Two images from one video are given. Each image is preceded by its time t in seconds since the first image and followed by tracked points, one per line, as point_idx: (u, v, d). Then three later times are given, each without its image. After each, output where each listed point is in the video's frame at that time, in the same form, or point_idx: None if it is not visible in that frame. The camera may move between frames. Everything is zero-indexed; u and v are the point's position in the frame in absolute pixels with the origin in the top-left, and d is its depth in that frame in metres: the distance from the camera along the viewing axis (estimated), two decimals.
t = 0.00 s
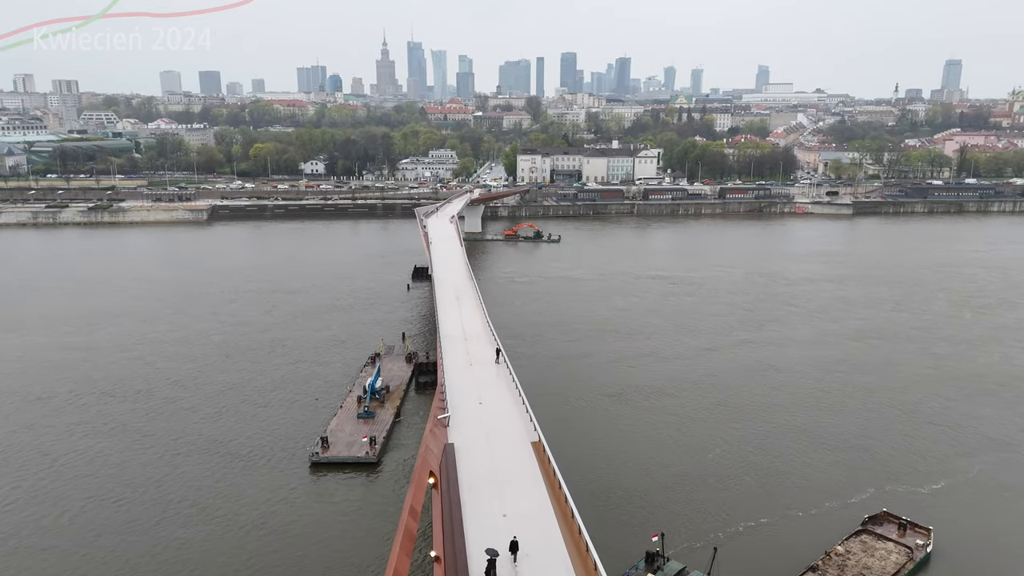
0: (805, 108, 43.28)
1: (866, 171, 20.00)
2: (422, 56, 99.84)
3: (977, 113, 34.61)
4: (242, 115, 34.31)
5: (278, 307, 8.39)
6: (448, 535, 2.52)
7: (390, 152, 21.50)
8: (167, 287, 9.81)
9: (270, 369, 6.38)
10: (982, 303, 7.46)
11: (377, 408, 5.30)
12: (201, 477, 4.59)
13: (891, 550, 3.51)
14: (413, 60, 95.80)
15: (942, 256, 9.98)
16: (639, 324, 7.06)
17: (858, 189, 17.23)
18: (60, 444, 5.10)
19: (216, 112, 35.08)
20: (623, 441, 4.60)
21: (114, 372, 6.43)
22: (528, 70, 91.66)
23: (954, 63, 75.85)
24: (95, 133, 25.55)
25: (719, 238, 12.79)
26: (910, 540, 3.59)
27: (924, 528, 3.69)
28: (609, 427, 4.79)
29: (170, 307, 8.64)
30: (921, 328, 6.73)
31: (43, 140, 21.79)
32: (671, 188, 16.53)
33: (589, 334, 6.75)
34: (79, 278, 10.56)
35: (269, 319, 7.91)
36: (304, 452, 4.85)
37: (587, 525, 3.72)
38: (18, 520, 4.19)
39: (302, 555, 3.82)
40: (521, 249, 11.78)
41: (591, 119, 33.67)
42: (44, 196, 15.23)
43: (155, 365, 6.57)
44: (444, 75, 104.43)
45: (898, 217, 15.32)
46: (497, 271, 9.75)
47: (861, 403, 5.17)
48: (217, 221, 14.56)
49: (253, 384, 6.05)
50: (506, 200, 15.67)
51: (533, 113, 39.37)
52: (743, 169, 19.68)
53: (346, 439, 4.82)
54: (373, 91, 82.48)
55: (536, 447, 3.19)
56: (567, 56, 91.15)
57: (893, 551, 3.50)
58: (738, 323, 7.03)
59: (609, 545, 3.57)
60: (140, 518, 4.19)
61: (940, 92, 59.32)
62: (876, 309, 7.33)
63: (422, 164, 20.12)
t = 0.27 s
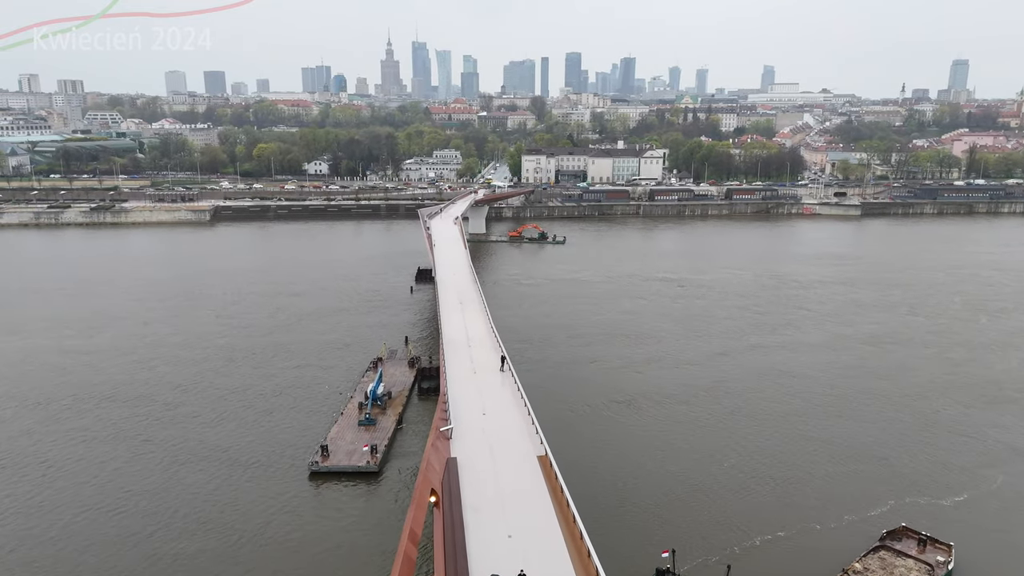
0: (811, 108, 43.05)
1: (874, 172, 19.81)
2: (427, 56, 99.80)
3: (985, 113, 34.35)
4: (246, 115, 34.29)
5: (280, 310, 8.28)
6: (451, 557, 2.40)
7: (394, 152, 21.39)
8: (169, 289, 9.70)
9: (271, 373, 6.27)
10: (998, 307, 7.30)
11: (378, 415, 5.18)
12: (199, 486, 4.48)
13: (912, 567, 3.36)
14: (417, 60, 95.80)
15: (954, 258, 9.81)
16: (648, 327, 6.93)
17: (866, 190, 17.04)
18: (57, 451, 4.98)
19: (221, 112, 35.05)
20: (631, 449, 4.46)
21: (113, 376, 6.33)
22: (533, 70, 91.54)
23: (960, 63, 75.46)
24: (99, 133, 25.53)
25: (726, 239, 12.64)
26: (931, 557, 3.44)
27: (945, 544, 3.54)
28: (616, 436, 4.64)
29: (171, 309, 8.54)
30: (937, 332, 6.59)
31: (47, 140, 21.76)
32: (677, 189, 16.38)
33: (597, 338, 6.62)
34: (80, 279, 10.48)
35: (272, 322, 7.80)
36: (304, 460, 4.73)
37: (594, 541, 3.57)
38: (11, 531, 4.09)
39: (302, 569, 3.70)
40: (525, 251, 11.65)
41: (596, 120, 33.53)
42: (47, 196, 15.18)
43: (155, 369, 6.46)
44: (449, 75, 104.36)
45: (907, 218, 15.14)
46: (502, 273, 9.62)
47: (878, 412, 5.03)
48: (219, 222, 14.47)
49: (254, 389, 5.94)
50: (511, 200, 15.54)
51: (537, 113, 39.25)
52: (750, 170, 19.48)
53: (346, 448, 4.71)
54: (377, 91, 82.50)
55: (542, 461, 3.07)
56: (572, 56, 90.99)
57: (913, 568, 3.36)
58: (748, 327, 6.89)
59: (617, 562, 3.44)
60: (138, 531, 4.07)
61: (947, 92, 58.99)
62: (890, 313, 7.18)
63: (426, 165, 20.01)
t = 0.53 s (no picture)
0: (818, 108, 42.82)
1: (883, 172, 19.62)
2: (431, 56, 99.76)
3: (994, 113, 34.09)
4: (251, 115, 34.25)
5: (283, 313, 8.18)
6: None
7: (398, 152, 21.29)
8: (171, 291, 9.60)
9: (275, 378, 6.16)
10: (1015, 311, 7.15)
11: (380, 423, 5.06)
12: (197, 496, 4.37)
13: None
14: (422, 60, 95.76)
15: (967, 260, 9.65)
16: (658, 331, 6.79)
17: (875, 191, 16.86)
18: (56, 460, 4.87)
19: (225, 112, 35.02)
20: (640, 459, 4.33)
21: (112, 381, 6.23)
22: (537, 70, 91.41)
23: (967, 62, 75.07)
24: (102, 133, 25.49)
25: (733, 241, 12.48)
26: None
27: (969, 561, 3.39)
28: (624, 445, 4.52)
29: (173, 312, 8.44)
30: (954, 337, 6.44)
31: (50, 140, 21.72)
32: (684, 190, 16.23)
33: (605, 342, 6.50)
34: (82, 281, 10.40)
35: (276, 325, 7.69)
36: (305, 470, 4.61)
37: (602, 556, 3.45)
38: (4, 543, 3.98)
39: None
40: (531, 252, 11.52)
41: (601, 119, 33.39)
42: (50, 196, 15.11)
43: (155, 374, 6.36)
44: (454, 75, 104.31)
45: (916, 220, 14.97)
46: (507, 275, 9.49)
47: (896, 421, 4.89)
48: (222, 223, 14.38)
49: (257, 395, 5.83)
50: (516, 201, 15.42)
51: (542, 112, 39.12)
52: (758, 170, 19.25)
53: (347, 457, 4.59)
54: (381, 91, 82.51)
55: (550, 476, 2.94)
56: (577, 56, 90.84)
57: None
58: (760, 331, 6.75)
59: None
60: (138, 543, 3.96)
61: (954, 91, 58.66)
62: (904, 317, 7.04)
63: (431, 165, 19.90)
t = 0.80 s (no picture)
0: (824, 108, 42.60)
1: (891, 173, 19.43)
2: (437, 56, 99.72)
3: (1002, 113, 33.81)
4: (255, 115, 34.21)
5: (285, 316, 8.06)
6: None
7: (402, 152, 21.18)
8: (174, 293, 9.51)
9: (277, 384, 6.04)
10: None
11: (381, 431, 4.93)
12: (196, 507, 4.26)
13: None
14: (427, 60, 95.82)
15: (980, 263, 9.48)
16: (668, 335, 6.66)
17: (884, 192, 16.68)
18: (54, 468, 4.77)
19: (229, 113, 34.99)
20: (650, 471, 4.21)
21: (111, 385, 6.14)
22: (542, 70, 91.30)
23: (975, 62, 74.66)
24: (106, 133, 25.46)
25: (741, 242, 12.34)
26: None
27: None
28: (631, 455, 4.39)
29: (173, 315, 8.34)
30: (971, 342, 6.30)
31: (54, 141, 21.69)
32: (690, 191, 16.08)
33: (613, 346, 6.37)
34: (83, 283, 10.32)
35: (279, 328, 7.58)
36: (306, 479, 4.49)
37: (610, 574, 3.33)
38: None
39: None
40: (536, 254, 11.39)
41: (606, 120, 33.25)
42: (52, 197, 15.05)
43: (154, 378, 6.25)
44: (458, 74, 104.30)
45: (926, 221, 14.79)
46: (513, 277, 9.37)
47: (915, 430, 4.75)
48: (225, 224, 14.29)
49: (259, 400, 5.72)
50: (520, 202, 15.29)
51: (547, 113, 38.99)
52: (764, 171, 19.12)
53: (348, 466, 4.47)
54: (386, 91, 82.55)
55: (556, 494, 2.82)
56: (581, 56, 90.70)
57: None
58: (772, 335, 6.61)
59: None
60: (137, 557, 3.85)
61: (961, 92, 58.32)
62: (920, 321, 6.89)
63: (435, 165, 19.79)
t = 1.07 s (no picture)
0: (831, 108, 42.34)
1: (900, 174, 19.25)
2: (442, 56, 99.63)
3: (1012, 113, 33.53)
4: (260, 115, 34.15)
5: (288, 319, 7.95)
6: None
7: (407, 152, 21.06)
8: (176, 295, 9.40)
9: (279, 389, 5.92)
10: None
11: (382, 439, 4.81)
12: (194, 519, 4.15)
13: None
14: (432, 59, 95.76)
15: (994, 266, 9.32)
16: (678, 340, 6.52)
17: (893, 193, 16.50)
18: (52, 476, 4.66)
19: (235, 113, 34.93)
20: (660, 482, 4.09)
21: (109, 390, 6.02)
22: (548, 70, 91.15)
23: (983, 62, 74.19)
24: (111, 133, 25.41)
25: (749, 244, 12.17)
26: None
27: None
28: (639, 466, 4.26)
29: (174, 317, 8.22)
30: (988, 348, 6.16)
31: (59, 140, 21.66)
32: (697, 192, 15.92)
33: (622, 351, 6.24)
34: (85, 284, 10.22)
35: (282, 332, 7.46)
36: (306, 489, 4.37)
37: None
38: None
39: None
40: (541, 256, 11.26)
41: (612, 120, 33.09)
42: (55, 197, 14.98)
43: (154, 383, 6.14)
44: (463, 74, 104.20)
45: (937, 223, 14.61)
46: (518, 279, 9.24)
47: (934, 441, 4.60)
48: (228, 224, 14.19)
49: (260, 406, 5.61)
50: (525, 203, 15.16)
51: (552, 113, 38.84)
52: (771, 172, 18.95)
53: (348, 476, 4.35)
54: (391, 90, 82.48)
55: (562, 512, 2.71)
56: (587, 56, 90.46)
57: None
58: (784, 340, 6.47)
59: None
60: (135, 571, 3.74)
61: (969, 92, 57.95)
62: (935, 326, 6.74)
63: (440, 166, 19.67)
